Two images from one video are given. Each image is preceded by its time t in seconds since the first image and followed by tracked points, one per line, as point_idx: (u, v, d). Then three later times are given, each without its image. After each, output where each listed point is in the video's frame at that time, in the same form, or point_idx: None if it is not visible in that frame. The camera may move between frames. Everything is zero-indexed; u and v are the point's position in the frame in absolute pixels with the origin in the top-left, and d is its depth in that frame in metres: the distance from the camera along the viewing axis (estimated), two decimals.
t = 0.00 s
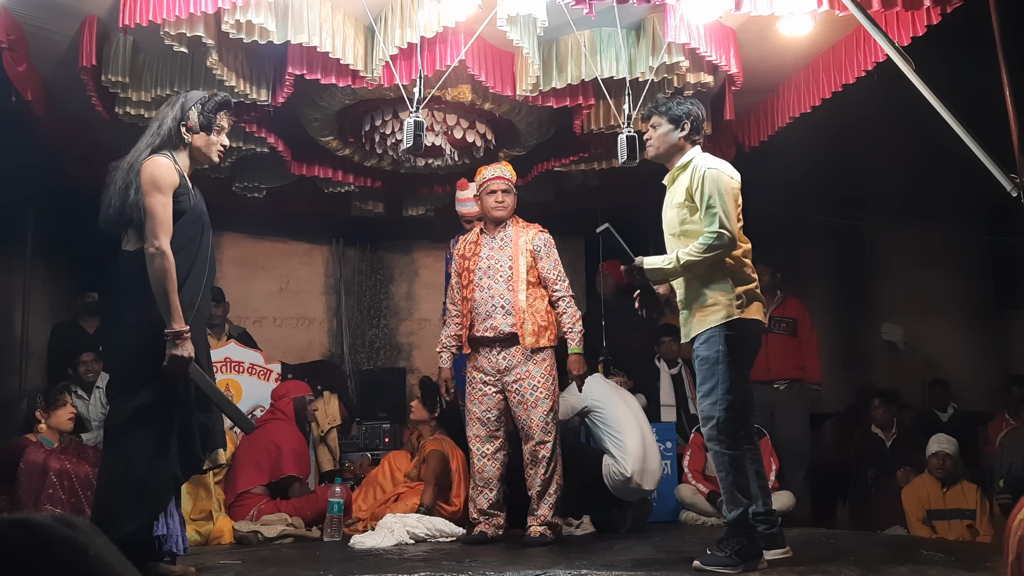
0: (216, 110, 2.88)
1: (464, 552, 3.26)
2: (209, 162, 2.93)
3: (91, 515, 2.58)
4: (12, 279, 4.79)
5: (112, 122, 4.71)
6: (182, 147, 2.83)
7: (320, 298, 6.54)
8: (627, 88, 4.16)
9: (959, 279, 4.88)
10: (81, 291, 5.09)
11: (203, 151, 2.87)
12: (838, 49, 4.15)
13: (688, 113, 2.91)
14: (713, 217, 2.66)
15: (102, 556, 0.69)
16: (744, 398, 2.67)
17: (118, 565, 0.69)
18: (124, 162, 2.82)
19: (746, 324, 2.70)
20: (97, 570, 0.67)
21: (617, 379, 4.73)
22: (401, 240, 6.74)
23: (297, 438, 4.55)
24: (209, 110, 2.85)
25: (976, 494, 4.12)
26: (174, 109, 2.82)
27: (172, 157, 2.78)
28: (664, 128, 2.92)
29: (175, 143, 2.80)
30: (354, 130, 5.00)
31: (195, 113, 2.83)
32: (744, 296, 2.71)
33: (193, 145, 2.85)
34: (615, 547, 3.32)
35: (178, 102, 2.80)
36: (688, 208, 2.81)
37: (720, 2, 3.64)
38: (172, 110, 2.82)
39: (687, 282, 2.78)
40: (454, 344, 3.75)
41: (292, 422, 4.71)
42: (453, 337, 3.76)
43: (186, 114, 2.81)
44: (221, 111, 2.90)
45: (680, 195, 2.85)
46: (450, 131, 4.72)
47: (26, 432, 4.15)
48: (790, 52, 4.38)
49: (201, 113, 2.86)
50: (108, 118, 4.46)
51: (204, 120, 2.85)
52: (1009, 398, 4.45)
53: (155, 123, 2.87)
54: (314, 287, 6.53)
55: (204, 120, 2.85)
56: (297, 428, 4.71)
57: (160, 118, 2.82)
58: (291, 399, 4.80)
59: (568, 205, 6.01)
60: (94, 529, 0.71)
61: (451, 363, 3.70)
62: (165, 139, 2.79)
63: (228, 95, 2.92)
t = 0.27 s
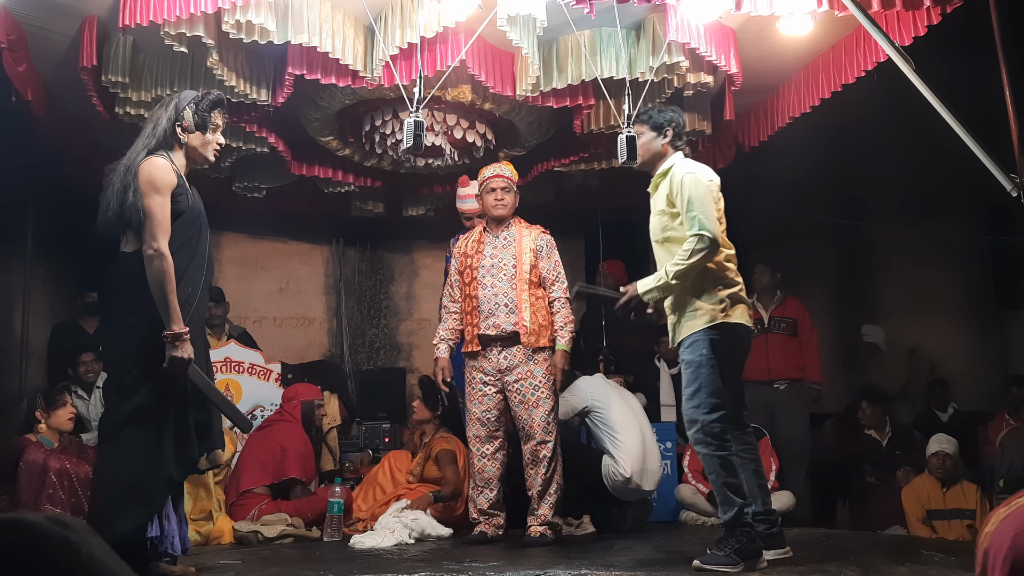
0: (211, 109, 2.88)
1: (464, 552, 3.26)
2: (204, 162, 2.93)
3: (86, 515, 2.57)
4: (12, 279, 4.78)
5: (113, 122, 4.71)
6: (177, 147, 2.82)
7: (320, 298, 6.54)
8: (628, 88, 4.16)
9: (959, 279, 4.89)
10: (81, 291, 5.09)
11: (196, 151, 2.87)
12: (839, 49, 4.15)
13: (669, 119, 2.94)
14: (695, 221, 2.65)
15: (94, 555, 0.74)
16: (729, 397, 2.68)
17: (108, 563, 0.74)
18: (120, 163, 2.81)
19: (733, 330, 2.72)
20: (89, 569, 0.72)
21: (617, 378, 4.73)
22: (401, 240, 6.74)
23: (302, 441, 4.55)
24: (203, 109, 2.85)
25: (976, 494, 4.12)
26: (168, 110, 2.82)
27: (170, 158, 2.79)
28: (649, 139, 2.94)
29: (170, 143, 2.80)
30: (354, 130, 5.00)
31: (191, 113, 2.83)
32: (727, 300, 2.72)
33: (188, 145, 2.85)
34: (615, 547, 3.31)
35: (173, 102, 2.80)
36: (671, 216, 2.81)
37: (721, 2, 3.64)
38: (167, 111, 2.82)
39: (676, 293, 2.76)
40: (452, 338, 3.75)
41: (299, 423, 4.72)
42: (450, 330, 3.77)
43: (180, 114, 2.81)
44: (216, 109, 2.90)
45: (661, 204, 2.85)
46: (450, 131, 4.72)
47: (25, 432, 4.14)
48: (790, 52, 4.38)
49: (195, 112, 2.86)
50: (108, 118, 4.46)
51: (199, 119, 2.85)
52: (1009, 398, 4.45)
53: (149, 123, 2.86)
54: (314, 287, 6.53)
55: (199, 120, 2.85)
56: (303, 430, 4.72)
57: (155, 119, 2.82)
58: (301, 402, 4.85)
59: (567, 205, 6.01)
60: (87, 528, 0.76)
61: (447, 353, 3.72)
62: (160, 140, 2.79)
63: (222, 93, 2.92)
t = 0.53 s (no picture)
0: (206, 106, 2.88)
1: (464, 553, 3.26)
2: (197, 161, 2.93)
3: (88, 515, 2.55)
4: (12, 279, 4.78)
5: (113, 123, 4.72)
6: (170, 145, 2.81)
7: (320, 298, 6.54)
8: (628, 88, 4.16)
9: (961, 279, 4.82)
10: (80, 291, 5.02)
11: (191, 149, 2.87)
12: (839, 49, 4.15)
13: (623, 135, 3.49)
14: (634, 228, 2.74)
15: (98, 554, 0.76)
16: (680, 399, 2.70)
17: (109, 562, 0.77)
18: (113, 162, 2.79)
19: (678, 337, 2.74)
20: (90, 568, 0.75)
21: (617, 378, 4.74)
22: (401, 240, 6.75)
23: (303, 442, 4.58)
24: (198, 106, 2.85)
25: (976, 495, 4.16)
26: (162, 108, 2.81)
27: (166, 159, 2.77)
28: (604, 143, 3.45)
29: (165, 142, 2.79)
30: (354, 130, 5.01)
31: (185, 111, 2.83)
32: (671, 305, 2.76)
33: (183, 143, 2.85)
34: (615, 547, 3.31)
35: (167, 101, 2.79)
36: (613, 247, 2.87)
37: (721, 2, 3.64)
38: (160, 109, 2.81)
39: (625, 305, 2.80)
40: (454, 334, 3.74)
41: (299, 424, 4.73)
42: (454, 329, 3.75)
43: (175, 112, 2.80)
44: (210, 106, 2.90)
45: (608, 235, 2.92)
46: (450, 131, 4.72)
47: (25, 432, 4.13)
48: (790, 52, 4.38)
49: (190, 110, 2.86)
50: (108, 118, 4.46)
51: (194, 117, 2.85)
52: (1008, 398, 4.45)
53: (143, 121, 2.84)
54: (314, 287, 6.53)
55: (194, 117, 2.85)
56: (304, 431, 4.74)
57: (148, 117, 2.79)
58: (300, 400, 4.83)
59: (568, 205, 6.01)
60: (88, 527, 0.78)
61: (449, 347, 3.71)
62: (153, 139, 2.77)
63: (216, 91, 2.92)
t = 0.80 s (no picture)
0: (199, 102, 2.86)
1: (465, 552, 3.26)
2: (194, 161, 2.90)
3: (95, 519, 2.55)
4: (12, 279, 4.78)
5: (114, 123, 4.72)
6: (161, 142, 2.79)
7: (320, 298, 6.54)
8: (628, 88, 4.16)
9: (961, 280, 4.91)
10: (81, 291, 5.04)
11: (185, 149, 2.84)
12: (839, 49, 4.15)
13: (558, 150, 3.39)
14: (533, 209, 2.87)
15: (100, 553, 0.75)
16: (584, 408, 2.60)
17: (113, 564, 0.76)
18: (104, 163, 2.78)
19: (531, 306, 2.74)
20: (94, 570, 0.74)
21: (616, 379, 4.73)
22: (401, 240, 6.74)
23: (297, 441, 4.55)
24: (191, 102, 2.83)
25: (976, 494, 4.15)
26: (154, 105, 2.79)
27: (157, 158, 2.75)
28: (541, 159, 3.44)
29: (156, 139, 2.78)
30: (354, 130, 5.01)
31: (178, 107, 2.80)
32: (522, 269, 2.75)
33: (175, 141, 2.82)
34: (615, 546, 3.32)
35: (159, 98, 2.77)
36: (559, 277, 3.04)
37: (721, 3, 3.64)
38: (151, 106, 2.79)
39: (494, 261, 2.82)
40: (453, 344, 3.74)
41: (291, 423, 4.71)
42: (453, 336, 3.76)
43: (167, 108, 2.79)
44: (204, 102, 2.87)
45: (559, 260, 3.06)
46: (450, 131, 4.72)
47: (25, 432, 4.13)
48: (790, 52, 4.38)
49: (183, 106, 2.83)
50: (108, 118, 4.46)
51: (186, 112, 2.82)
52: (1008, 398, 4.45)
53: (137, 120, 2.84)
54: (314, 287, 6.53)
55: (187, 113, 2.82)
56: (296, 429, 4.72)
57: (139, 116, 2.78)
58: (288, 400, 4.83)
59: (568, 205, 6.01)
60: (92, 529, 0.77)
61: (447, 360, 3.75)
62: (141, 138, 2.76)
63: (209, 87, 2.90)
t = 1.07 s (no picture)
0: (192, 118, 2.86)
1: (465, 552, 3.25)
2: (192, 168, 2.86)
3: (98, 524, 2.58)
4: (11, 279, 4.77)
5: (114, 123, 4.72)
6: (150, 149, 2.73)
7: (320, 298, 6.54)
8: (628, 88, 4.16)
9: (960, 279, 4.90)
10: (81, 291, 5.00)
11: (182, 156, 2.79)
12: (839, 49, 4.15)
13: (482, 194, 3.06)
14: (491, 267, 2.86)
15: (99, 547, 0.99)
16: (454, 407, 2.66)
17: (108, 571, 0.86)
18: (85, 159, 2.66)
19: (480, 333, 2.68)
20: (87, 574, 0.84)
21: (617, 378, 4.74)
22: (401, 240, 6.74)
23: (292, 441, 4.59)
24: (184, 114, 2.82)
25: (976, 494, 4.16)
26: (146, 112, 2.73)
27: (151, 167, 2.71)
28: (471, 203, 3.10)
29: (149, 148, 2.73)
30: (354, 130, 5.01)
31: (171, 120, 2.77)
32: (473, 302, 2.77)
33: (166, 149, 2.78)
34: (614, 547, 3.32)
35: (155, 107, 2.73)
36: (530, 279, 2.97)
37: (721, 3, 3.64)
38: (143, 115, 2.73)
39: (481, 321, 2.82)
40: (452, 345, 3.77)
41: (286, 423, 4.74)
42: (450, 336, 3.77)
43: (161, 118, 2.74)
44: (196, 120, 2.88)
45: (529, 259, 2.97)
46: (450, 131, 4.72)
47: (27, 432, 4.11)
48: (790, 52, 4.39)
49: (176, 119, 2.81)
50: (108, 118, 4.47)
51: (179, 126, 2.80)
52: (1009, 398, 4.54)
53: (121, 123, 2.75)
54: (314, 287, 6.53)
55: (179, 126, 2.80)
56: (292, 430, 4.75)
57: (130, 120, 2.72)
58: (280, 400, 4.86)
59: (569, 205, 6.01)
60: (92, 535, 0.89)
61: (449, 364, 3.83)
62: (131, 143, 2.69)
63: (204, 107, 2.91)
